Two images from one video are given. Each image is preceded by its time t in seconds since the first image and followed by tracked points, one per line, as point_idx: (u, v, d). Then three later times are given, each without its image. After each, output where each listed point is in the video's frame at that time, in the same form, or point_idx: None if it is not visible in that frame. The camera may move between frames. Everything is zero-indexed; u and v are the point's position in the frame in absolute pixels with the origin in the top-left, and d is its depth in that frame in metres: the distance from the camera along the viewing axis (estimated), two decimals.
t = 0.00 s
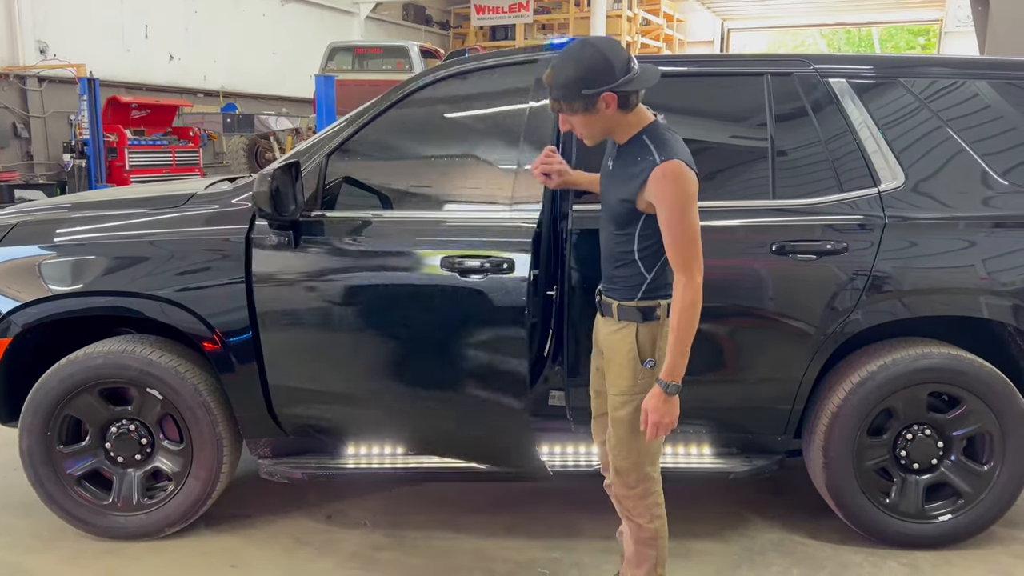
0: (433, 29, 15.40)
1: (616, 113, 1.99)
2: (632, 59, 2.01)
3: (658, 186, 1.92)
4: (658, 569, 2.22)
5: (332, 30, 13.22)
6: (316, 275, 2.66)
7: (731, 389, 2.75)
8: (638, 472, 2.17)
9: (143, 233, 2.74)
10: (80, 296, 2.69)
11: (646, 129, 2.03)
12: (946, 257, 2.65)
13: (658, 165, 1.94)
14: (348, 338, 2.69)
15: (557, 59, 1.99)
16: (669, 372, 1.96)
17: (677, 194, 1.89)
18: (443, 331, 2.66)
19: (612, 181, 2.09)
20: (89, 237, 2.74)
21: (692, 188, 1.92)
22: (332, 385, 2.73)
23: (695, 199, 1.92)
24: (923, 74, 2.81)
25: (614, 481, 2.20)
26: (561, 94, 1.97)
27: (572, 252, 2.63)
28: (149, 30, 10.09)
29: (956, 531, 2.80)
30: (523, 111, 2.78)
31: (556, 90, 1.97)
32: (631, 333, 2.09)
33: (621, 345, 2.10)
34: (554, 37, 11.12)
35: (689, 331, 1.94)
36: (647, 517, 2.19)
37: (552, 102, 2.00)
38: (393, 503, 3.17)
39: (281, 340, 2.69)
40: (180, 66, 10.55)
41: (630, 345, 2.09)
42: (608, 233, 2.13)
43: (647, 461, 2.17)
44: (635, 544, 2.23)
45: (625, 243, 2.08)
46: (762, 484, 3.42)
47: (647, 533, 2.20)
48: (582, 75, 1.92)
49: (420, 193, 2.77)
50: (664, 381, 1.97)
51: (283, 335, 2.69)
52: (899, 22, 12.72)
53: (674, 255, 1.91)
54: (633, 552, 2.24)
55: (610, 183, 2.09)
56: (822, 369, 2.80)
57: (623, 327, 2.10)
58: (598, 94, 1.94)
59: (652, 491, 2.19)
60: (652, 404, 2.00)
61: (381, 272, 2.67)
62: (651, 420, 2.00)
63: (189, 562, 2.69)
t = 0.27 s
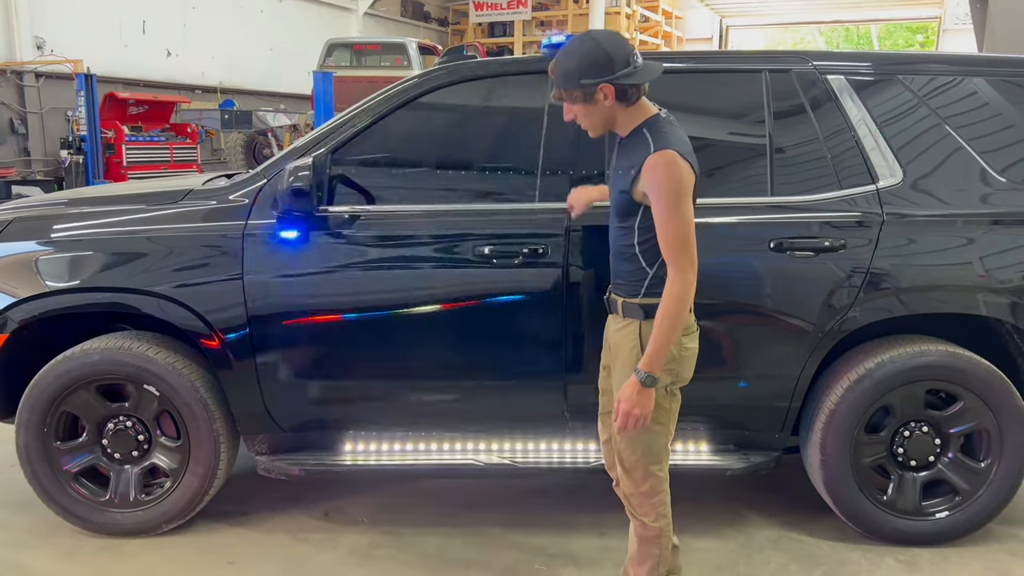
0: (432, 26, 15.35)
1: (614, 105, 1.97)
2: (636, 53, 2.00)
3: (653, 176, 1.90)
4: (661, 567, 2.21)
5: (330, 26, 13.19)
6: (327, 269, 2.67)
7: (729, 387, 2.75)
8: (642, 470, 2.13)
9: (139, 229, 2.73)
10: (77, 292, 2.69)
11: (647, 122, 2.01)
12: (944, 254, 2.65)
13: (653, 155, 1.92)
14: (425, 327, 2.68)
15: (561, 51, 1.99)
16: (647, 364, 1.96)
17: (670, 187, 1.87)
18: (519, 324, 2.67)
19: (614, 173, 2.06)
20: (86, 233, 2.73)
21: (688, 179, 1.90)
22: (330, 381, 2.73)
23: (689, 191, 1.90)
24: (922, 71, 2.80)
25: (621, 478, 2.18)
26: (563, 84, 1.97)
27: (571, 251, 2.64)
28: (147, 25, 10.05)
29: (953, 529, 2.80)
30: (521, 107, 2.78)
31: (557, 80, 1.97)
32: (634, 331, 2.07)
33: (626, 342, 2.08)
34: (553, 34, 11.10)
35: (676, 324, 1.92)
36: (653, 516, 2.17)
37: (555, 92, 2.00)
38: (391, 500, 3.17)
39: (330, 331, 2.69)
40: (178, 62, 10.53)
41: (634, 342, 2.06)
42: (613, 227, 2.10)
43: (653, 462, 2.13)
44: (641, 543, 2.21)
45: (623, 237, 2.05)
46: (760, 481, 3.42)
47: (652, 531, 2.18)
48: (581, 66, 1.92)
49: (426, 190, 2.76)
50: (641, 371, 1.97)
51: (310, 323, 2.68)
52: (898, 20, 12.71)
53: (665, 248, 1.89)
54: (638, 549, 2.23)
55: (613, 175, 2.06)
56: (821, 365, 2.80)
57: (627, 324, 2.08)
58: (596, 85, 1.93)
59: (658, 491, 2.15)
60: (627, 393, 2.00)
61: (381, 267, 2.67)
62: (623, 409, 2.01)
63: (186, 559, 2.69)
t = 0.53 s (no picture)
0: (431, 22, 15.32)
1: (627, 100, 1.97)
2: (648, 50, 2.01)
3: (672, 166, 1.91)
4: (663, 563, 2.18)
5: (329, 22, 13.17)
6: (325, 266, 2.66)
7: (727, 384, 2.75)
8: (651, 464, 2.12)
9: (137, 225, 2.73)
10: (75, 289, 2.68)
11: (660, 117, 2.01)
12: (943, 252, 2.65)
13: (671, 145, 1.93)
14: (429, 315, 2.68)
15: (575, 48, 1.99)
16: (671, 349, 1.96)
17: (689, 175, 1.88)
18: (521, 311, 2.66)
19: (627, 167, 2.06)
20: (84, 229, 2.73)
21: (705, 167, 1.91)
22: (328, 378, 2.73)
23: (708, 177, 1.91)
24: (922, 69, 2.80)
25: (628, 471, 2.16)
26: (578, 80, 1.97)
27: (571, 248, 2.64)
28: (146, 21, 10.03)
29: (951, 526, 2.81)
30: (521, 104, 2.77)
31: (572, 76, 1.97)
32: (649, 325, 2.06)
33: (640, 336, 2.07)
34: (552, 31, 11.08)
35: (698, 311, 1.92)
36: (658, 511, 2.15)
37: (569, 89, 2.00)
38: (390, 497, 3.16)
39: (331, 322, 2.68)
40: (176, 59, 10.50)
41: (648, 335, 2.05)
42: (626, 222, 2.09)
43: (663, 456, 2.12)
44: (644, 538, 2.18)
45: (638, 231, 2.04)
46: (758, 478, 3.42)
47: (655, 526, 2.16)
48: (596, 62, 1.92)
49: (425, 187, 2.76)
50: (665, 357, 1.96)
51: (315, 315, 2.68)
52: (897, 17, 12.69)
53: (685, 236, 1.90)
54: (640, 544, 2.20)
55: (627, 169, 2.05)
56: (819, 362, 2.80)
57: (641, 319, 2.07)
58: (610, 80, 1.93)
59: (666, 485, 2.14)
60: (650, 379, 1.99)
61: (380, 264, 2.66)
62: (647, 395, 1.99)
63: (185, 555, 2.69)
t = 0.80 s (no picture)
0: (430, 20, 15.29)
1: (633, 101, 2.00)
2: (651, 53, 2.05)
3: (688, 158, 1.93)
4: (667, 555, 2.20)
5: (329, 20, 13.14)
6: (324, 263, 2.66)
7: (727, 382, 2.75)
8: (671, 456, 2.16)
9: (137, 223, 2.73)
10: (75, 286, 2.68)
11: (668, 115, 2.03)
12: (943, 250, 2.65)
13: (683, 139, 1.96)
14: (428, 312, 2.67)
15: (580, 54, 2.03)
16: (727, 336, 1.97)
17: (706, 166, 1.90)
18: (520, 309, 2.66)
19: (642, 167, 2.07)
20: (84, 226, 2.73)
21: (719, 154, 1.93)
22: (327, 375, 2.73)
23: (725, 166, 1.93)
24: (922, 67, 2.80)
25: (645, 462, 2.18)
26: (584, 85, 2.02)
27: (571, 245, 2.64)
28: (145, 18, 10.01)
29: (950, 524, 2.81)
30: (521, 101, 2.77)
31: (578, 80, 2.01)
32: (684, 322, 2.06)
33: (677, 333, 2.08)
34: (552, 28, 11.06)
35: (738, 294, 1.95)
36: (666, 500, 2.17)
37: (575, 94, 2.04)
38: (389, 495, 3.17)
39: (332, 320, 2.68)
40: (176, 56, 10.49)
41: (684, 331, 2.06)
42: (646, 220, 2.10)
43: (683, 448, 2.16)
44: (649, 528, 2.21)
45: (663, 228, 2.05)
46: (758, 476, 3.43)
47: (664, 517, 2.18)
48: (601, 64, 1.96)
49: (425, 185, 2.75)
50: (723, 345, 1.98)
51: (317, 312, 2.68)
52: (897, 15, 12.68)
53: (711, 222, 1.92)
54: (645, 535, 2.22)
55: (642, 168, 2.06)
56: (818, 361, 2.80)
57: (676, 316, 2.07)
58: (616, 82, 1.97)
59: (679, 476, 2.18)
60: (716, 368, 1.99)
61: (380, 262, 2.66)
62: (716, 384, 2.00)
63: (184, 553, 2.69)
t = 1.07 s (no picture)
0: (430, 17, 15.27)
1: (651, 93, 2.01)
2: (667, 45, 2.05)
3: (706, 153, 1.92)
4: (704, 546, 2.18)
5: (328, 17, 13.13)
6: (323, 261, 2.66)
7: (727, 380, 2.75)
8: (681, 448, 2.14)
9: (137, 220, 2.73)
10: (75, 284, 2.68)
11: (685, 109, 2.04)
12: (943, 248, 2.65)
13: (701, 133, 1.96)
14: (428, 310, 2.68)
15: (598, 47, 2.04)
16: (754, 331, 1.96)
17: (724, 161, 1.90)
18: (520, 307, 2.66)
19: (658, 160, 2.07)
20: (84, 224, 2.72)
21: (738, 151, 1.93)
22: (327, 373, 2.73)
23: (742, 161, 1.93)
24: (922, 65, 2.80)
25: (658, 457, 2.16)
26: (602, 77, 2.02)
27: (571, 243, 2.64)
28: (145, 15, 9.99)
29: (950, 521, 2.81)
30: (521, 99, 2.77)
31: (596, 73, 2.01)
32: (691, 313, 2.08)
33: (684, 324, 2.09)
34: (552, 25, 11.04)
35: (760, 290, 1.94)
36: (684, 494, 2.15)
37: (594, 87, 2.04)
38: (389, 492, 3.17)
39: (332, 318, 2.68)
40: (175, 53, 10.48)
41: (693, 323, 2.07)
42: (660, 214, 2.11)
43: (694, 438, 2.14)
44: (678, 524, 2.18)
45: (674, 221, 2.07)
46: (757, 474, 3.43)
47: (687, 510, 2.15)
48: (619, 57, 1.96)
49: (425, 183, 2.75)
50: (751, 340, 1.97)
51: (317, 309, 2.68)
52: (897, 13, 12.65)
53: (726, 215, 1.91)
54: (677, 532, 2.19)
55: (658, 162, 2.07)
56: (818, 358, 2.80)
57: (683, 308, 2.09)
58: (634, 74, 1.97)
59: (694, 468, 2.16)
60: (748, 364, 1.99)
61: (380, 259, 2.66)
62: (749, 378, 1.99)
63: (185, 550, 2.69)
